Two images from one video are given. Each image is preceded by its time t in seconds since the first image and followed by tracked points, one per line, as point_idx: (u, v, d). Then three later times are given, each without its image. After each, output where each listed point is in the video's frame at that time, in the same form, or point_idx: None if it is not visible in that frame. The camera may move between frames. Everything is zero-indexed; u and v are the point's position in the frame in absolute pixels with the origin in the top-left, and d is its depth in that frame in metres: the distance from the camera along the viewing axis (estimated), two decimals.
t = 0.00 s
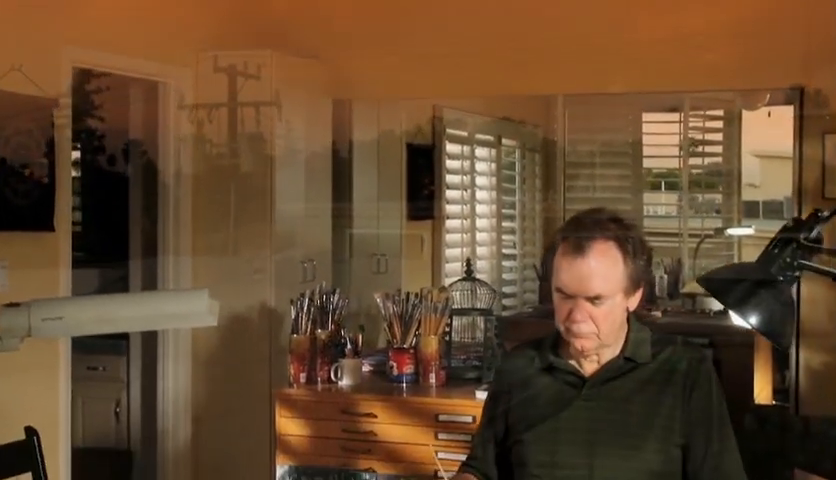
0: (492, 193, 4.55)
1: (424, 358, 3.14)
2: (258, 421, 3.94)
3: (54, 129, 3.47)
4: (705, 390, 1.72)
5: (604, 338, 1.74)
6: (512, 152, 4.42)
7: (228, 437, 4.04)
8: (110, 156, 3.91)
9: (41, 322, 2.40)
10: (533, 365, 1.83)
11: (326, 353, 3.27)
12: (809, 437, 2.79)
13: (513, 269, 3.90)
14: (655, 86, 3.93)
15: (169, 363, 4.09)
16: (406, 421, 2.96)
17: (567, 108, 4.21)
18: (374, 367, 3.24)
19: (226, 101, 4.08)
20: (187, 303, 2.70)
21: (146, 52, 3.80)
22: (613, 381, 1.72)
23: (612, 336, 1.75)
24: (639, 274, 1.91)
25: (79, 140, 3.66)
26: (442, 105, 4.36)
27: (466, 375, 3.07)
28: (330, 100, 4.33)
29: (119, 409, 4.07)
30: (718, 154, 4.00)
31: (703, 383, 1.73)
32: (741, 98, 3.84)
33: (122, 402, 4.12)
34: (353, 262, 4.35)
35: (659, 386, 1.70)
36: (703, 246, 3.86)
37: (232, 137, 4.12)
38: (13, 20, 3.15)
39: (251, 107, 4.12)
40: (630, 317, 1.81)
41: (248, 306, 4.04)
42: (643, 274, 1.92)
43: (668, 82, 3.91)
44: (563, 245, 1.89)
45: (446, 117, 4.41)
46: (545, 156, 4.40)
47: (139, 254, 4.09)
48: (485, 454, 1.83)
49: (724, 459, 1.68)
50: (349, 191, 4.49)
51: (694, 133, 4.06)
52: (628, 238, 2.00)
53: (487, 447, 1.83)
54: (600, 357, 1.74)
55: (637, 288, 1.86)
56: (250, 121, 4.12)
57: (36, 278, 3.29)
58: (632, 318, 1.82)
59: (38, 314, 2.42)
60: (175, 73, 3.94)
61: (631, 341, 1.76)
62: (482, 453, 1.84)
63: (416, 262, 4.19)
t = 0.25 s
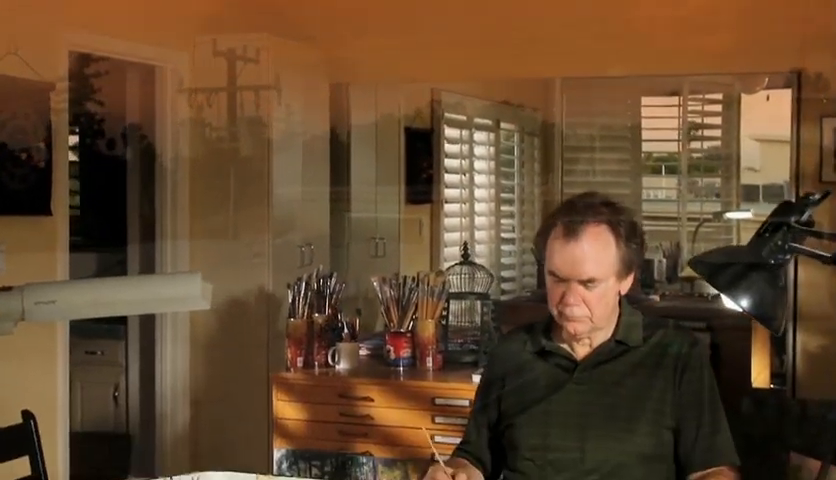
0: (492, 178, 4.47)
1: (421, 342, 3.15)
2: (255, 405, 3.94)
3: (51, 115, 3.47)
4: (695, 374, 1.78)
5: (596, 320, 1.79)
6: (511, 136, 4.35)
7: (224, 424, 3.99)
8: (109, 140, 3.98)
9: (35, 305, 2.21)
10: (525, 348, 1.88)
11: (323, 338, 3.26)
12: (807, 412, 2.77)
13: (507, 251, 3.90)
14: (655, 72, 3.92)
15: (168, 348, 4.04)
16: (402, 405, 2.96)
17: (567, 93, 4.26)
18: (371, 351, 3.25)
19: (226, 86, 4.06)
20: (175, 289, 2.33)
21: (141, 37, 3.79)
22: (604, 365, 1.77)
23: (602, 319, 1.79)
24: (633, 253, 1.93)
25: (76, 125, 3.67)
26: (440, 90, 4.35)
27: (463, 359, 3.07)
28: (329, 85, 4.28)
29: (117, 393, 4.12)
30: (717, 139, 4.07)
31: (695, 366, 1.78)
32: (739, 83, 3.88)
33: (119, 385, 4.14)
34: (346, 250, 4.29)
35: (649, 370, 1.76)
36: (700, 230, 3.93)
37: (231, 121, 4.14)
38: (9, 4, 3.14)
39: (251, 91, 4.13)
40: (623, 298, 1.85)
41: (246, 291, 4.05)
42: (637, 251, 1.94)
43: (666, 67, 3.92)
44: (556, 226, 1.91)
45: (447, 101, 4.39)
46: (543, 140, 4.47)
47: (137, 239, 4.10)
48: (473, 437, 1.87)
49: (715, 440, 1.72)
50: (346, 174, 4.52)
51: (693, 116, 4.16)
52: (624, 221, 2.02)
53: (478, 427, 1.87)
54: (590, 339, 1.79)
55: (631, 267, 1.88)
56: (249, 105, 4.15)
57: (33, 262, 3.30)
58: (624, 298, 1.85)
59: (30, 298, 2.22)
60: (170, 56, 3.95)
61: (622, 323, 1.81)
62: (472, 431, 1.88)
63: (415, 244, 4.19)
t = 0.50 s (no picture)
0: (490, 165, 4.49)
1: (418, 330, 3.15)
2: (255, 394, 3.94)
3: (46, 108, 3.46)
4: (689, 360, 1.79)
5: (589, 309, 1.79)
6: (508, 124, 4.36)
7: (222, 414, 3.99)
8: (109, 129, 3.98)
9: (27, 293, 2.24)
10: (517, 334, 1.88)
11: (320, 325, 3.28)
12: (804, 398, 2.77)
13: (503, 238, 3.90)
14: (653, 60, 3.90)
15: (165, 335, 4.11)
16: (398, 393, 2.96)
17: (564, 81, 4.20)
18: (368, 339, 3.24)
19: (225, 73, 4.04)
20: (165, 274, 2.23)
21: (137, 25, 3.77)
22: (597, 354, 1.79)
23: (597, 309, 1.80)
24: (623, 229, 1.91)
25: (73, 115, 3.67)
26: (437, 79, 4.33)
27: (459, 346, 3.09)
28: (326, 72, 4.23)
29: (115, 381, 4.13)
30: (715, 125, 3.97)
31: (689, 351, 1.78)
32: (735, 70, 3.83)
33: (118, 372, 4.14)
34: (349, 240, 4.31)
35: (643, 358, 1.77)
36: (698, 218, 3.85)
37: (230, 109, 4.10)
38: None
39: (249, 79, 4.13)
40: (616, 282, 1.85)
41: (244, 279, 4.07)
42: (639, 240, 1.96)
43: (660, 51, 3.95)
44: (545, 210, 1.86)
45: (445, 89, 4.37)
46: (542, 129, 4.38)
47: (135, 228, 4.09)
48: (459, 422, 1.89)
49: (708, 425, 1.74)
50: (344, 164, 4.46)
51: (691, 104, 4.08)
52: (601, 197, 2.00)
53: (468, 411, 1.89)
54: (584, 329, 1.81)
55: (624, 249, 1.87)
56: (249, 94, 4.14)
57: (29, 252, 3.30)
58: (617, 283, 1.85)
59: (22, 284, 2.24)
60: (168, 45, 3.93)
61: (615, 310, 1.82)
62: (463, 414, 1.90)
63: (414, 235, 4.21)
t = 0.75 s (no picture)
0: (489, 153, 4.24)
1: (414, 317, 3.16)
2: (251, 382, 3.90)
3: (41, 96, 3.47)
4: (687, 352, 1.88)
5: (591, 302, 1.88)
6: (507, 112, 4.16)
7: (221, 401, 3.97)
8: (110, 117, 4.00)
9: (20, 280, 2.24)
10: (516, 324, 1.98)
11: (316, 312, 3.30)
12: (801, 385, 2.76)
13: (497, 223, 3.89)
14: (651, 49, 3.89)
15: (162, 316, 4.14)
16: (395, 380, 2.97)
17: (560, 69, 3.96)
18: (364, 327, 3.25)
19: (224, 60, 4.06)
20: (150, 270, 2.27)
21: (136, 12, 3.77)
22: (596, 347, 1.89)
23: (599, 300, 1.89)
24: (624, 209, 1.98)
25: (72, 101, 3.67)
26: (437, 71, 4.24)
27: (456, 334, 3.09)
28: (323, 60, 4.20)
29: (113, 368, 4.09)
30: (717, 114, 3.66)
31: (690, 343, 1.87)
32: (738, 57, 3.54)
33: (116, 359, 4.11)
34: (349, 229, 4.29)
35: (642, 351, 1.87)
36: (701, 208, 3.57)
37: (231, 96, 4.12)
38: None
39: (249, 66, 4.14)
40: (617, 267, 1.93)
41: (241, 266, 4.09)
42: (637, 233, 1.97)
43: (669, 30, 3.61)
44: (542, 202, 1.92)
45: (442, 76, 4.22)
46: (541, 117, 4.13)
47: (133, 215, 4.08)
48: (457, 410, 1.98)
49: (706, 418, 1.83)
50: (342, 151, 4.40)
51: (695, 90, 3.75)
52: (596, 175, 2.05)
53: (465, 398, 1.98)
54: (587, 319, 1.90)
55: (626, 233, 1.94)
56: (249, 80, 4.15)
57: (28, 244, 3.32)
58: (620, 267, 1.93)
59: (16, 270, 2.26)
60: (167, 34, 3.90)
61: (615, 302, 1.91)
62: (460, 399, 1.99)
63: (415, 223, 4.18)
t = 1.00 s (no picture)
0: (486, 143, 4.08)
1: (410, 307, 3.18)
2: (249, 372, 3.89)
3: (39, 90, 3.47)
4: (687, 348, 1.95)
5: (605, 298, 1.94)
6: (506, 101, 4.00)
7: (219, 391, 3.96)
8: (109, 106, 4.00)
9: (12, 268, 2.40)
10: (517, 320, 2.04)
11: (313, 302, 3.32)
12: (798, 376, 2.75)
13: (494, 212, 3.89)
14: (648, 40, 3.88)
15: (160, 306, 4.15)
16: (392, 369, 2.97)
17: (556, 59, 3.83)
18: (360, 316, 3.26)
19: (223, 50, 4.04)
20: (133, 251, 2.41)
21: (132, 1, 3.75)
22: (598, 343, 1.96)
23: (609, 296, 1.94)
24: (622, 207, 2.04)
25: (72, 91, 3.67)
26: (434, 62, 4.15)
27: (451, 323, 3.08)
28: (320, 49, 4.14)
29: (110, 358, 4.07)
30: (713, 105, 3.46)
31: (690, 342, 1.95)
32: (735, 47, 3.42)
33: (113, 349, 4.10)
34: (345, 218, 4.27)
35: (643, 348, 1.94)
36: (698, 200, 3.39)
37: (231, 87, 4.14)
38: None
39: (249, 56, 4.14)
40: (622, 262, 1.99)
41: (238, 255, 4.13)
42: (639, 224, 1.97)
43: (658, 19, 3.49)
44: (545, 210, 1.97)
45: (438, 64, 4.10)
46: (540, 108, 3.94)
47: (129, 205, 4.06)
48: (457, 402, 2.04)
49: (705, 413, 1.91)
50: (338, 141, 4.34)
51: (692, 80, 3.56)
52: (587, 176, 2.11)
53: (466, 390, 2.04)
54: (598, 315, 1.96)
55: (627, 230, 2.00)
56: (249, 71, 4.18)
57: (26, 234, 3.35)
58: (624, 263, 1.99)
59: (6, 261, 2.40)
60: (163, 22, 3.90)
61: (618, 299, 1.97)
62: (461, 391, 2.05)
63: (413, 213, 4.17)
